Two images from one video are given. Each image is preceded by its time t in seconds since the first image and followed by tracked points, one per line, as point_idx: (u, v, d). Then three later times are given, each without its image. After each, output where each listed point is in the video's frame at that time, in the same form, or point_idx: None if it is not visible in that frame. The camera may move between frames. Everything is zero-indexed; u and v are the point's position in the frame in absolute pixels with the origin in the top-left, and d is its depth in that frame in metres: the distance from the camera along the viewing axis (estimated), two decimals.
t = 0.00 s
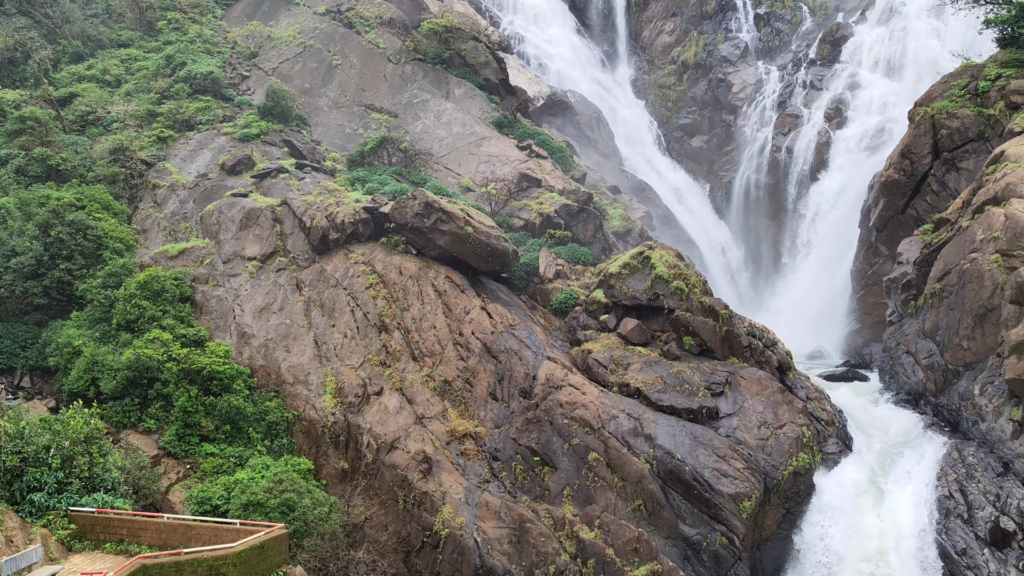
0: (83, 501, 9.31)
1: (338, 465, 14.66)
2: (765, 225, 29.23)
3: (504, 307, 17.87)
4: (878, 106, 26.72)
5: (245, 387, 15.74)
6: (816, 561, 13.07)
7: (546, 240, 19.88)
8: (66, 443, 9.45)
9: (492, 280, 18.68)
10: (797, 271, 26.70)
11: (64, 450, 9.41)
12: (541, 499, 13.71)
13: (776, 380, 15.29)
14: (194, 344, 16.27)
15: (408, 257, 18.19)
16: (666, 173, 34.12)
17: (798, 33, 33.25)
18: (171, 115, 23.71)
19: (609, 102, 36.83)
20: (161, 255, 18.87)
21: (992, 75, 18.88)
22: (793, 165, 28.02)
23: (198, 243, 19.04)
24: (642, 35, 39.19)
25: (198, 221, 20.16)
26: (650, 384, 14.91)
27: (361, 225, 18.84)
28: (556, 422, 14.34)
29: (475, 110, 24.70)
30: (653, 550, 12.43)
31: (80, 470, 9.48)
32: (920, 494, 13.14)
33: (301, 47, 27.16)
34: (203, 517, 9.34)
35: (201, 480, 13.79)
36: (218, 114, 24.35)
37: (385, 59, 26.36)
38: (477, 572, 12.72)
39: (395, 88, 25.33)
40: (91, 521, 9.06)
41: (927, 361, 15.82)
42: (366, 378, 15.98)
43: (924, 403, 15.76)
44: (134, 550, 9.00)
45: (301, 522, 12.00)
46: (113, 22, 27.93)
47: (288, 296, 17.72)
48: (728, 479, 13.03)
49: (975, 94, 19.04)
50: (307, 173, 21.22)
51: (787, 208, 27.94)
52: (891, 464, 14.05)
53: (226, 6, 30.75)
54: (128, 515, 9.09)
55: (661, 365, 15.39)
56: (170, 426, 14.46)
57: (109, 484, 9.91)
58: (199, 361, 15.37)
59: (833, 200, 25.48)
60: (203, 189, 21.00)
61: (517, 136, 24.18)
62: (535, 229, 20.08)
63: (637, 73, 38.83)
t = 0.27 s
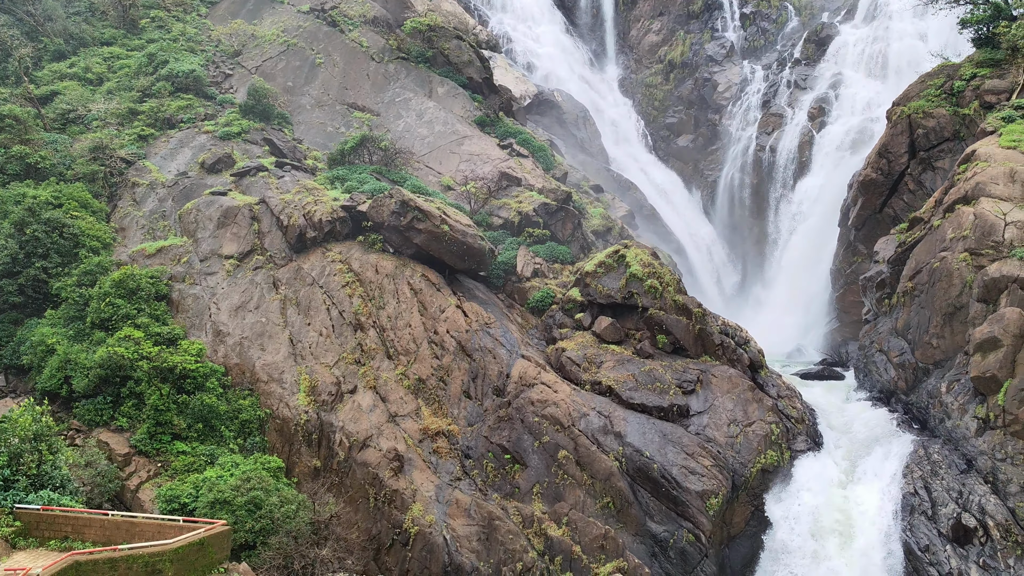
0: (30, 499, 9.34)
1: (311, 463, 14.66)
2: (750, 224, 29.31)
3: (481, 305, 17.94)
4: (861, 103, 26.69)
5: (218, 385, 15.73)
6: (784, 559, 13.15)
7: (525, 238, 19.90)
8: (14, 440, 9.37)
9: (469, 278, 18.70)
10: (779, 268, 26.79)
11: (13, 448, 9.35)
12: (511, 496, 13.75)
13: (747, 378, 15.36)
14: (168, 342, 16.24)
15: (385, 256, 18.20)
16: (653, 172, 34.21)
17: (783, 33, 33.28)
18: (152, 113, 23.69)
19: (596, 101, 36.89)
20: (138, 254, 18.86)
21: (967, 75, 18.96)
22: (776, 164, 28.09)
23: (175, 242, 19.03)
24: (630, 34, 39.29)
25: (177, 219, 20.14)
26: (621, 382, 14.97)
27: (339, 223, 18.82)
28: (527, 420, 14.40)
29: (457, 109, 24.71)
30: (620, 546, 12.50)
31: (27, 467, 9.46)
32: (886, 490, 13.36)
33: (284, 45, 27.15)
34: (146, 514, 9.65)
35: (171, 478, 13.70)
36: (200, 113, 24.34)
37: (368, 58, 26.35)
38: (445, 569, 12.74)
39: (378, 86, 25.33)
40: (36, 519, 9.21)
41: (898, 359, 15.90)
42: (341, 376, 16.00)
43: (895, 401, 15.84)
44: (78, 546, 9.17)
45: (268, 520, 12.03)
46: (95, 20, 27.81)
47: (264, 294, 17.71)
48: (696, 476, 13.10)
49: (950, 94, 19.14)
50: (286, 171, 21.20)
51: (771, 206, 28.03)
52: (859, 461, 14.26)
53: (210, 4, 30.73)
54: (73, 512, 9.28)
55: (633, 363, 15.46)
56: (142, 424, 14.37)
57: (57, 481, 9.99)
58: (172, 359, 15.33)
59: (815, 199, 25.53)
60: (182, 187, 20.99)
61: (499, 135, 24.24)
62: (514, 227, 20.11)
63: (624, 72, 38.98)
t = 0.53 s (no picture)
0: None
1: (281, 462, 14.69)
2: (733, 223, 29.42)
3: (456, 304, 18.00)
4: (843, 102, 26.70)
5: (190, 384, 15.73)
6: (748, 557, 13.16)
7: (502, 237, 19.91)
8: None
9: (445, 277, 18.72)
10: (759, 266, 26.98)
11: None
12: (479, 494, 13.78)
13: (717, 377, 15.45)
14: (140, 341, 16.22)
15: (360, 255, 18.19)
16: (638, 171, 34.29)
17: (768, 33, 33.32)
18: (132, 112, 23.62)
19: (583, 101, 36.94)
20: (114, 253, 18.80)
21: (941, 75, 19.08)
22: (758, 163, 28.21)
23: (151, 240, 19.00)
24: (617, 34, 39.38)
25: (153, 218, 20.08)
26: (592, 380, 15.01)
27: (315, 222, 18.80)
28: (496, 419, 14.43)
29: (438, 109, 24.71)
30: (584, 544, 12.55)
31: None
32: (852, 488, 13.35)
33: (266, 44, 27.12)
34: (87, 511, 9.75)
35: (139, 477, 13.59)
36: (180, 112, 24.28)
37: (350, 57, 26.33)
38: (411, 568, 12.71)
39: (359, 85, 25.31)
40: None
41: (868, 358, 16.00)
42: (313, 375, 16.00)
43: (865, 399, 15.93)
44: (15, 543, 9.24)
45: (232, 519, 12.09)
46: (76, 17, 27.60)
47: (238, 293, 17.69)
48: (661, 474, 13.15)
49: (925, 94, 19.26)
50: (265, 170, 21.14)
51: (753, 204, 28.11)
52: (826, 460, 14.30)
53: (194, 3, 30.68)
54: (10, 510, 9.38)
55: (604, 362, 15.50)
56: (111, 423, 14.28)
57: None
58: (142, 358, 15.29)
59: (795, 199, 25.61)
60: (160, 186, 20.93)
61: (480, 134, 24.28)
62: (491, 227, 20.14)
63: (611, 71, 39.15)
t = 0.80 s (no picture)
0: None
1: (253, 461, 14.73)
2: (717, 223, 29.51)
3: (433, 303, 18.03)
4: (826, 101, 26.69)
5: (163, 383, 15.72)
6: (713, 552, 13.22)
7: (480, 237, 19.91)
8: None
9: (422, 276, 18.72)
10: (740, 266, 27.16)
11: None
12: (449, 493, 13.81)
13: (689, 376, 15.52)
14: (113, 340, 16.20)
15: (336, 254, 18.17)
16: (624, 171, 34.37)
17: (752, 33, 33.42)
18: (113, 111, 23.55)
19: (570, 101, 36.97)
20: (90, 252, 18.75)
21: (917, 75, 19.20)
22: (742, 163, 28.27)
23: (128, 240, 18.97)
24: (604, 34, 39.44)
25: (131, 217, 20.02)
26: (563, 379, 15.05)
27: (292, 221, 18.76)
28: (467, 417, 14.47)
29: (420, 108, 24.72)
30: (551, 542, 12.60)
31: None
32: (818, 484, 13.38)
33: (249, 43, 27.09)
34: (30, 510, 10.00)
35: (109, 477, 13.52)
36: (161, 111, 24.23)
37: (333, 56, 26.30)
38: (379, 567, 12.73)
39: (341, 85, 25.30)
40: None
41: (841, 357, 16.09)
42: (287, 374, 15.99)
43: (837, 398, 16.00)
44: None
45: (197, 518, 12.06)
46: (58, 15, 27.45)
47: (214, 292, 17.68)
48: (630, 473, 13.21)
49: (901, 94, 19.36)
50: (244, 169, 21.09)
51: (736, 204, 28.17)
52: (795, 455, 14.32)
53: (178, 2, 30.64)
54: None
55: (577, 361, 15.54)
56: (82, 422, 14.19)
57: None
58: (115, 357, 15.24)
59: (777, 199, 25.66)
60: (138, 185, 20.88)
61: (461, 134, 24.30)
62: (470, 226, 20.16)
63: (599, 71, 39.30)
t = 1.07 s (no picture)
0: None
1: (225, 460, 14.74)
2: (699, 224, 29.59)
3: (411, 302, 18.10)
4: (808, 102, 26.74)
5: (136, 383, 15.70)
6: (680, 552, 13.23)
7: (458, 236, 19.95)
8: None
9: (399, 275, 18.73)
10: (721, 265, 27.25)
11: None
12: (419, 492, 13.83)
13: (661, 375, 15.59)
14: (86, 339, 16.12)
15: (312, 253, 18.15)
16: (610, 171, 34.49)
17: (738, 33, 33.60)
18: (93, 110, 23.45)
19: (557, 101, 37.07)
20: (67, 251, 18.69)
21: (893, 75, 19.28)
22: (724, 164, 28.22)
23: (105, 239, 18.93)
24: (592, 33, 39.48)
25: (109, 216, 19.95)
26: (535, 378, 15.07)
27: (269, 220, 18.74)
28: (438, 416, 14.49)
29: (401, 108, 24.73)
30: (518, 540, 12.63)
31: None
32: (785, 483, 13.48)
33: (232, 42, 27.10)
34: None
35: (79, 476, 13.44)
36: (142, 110, 24.17)
37: (315, 56, 26.29)
38: (347, 565, 12.75)
39: (323, 84, 25.31)
40: None
41: (813, 356, 16.17)
42: (260, 373, 15.99)
43: (808, 396, 16.09)
44: None
45: (162, 517, 12.04)
46: (40, 14, 27.29)
47: (189, 292, 17.66)
48: (597, 471, 13.24)
49: (876, 95, 19.45)
50: (223, 168, 21.04)
51: (718, 205, 28.20)
52: (762, 455, 14.48)
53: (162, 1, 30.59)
54: None
55: (549, 360, 15.57)
56: (52, 420, 14.05)
57: None
58: (86, 356, 15.16)
59: (757, 200, 25.68)
60: (117, 184, 20.81)
61: (443, 133, 24.34)
62: (448, 226, 20.21)
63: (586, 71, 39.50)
